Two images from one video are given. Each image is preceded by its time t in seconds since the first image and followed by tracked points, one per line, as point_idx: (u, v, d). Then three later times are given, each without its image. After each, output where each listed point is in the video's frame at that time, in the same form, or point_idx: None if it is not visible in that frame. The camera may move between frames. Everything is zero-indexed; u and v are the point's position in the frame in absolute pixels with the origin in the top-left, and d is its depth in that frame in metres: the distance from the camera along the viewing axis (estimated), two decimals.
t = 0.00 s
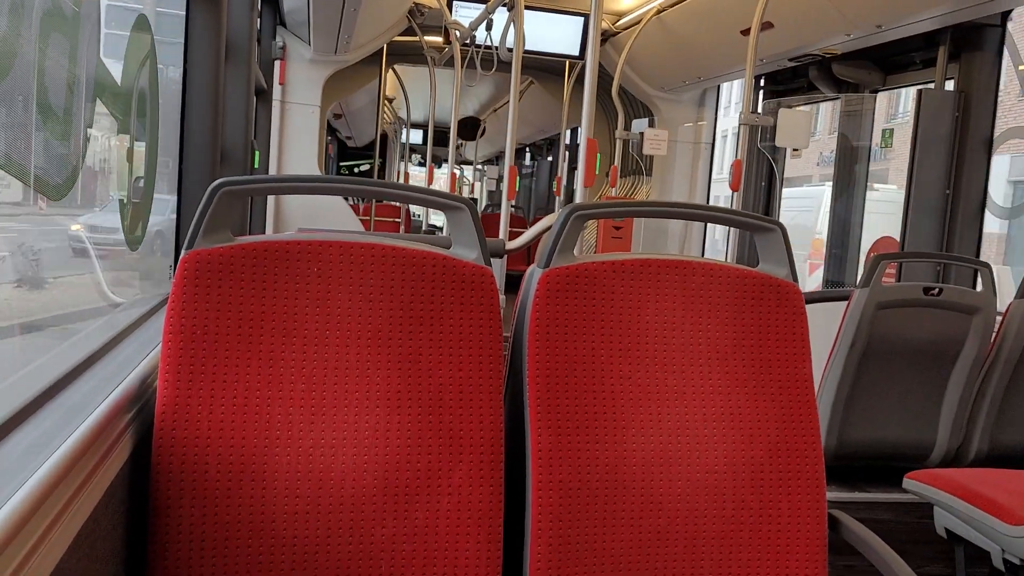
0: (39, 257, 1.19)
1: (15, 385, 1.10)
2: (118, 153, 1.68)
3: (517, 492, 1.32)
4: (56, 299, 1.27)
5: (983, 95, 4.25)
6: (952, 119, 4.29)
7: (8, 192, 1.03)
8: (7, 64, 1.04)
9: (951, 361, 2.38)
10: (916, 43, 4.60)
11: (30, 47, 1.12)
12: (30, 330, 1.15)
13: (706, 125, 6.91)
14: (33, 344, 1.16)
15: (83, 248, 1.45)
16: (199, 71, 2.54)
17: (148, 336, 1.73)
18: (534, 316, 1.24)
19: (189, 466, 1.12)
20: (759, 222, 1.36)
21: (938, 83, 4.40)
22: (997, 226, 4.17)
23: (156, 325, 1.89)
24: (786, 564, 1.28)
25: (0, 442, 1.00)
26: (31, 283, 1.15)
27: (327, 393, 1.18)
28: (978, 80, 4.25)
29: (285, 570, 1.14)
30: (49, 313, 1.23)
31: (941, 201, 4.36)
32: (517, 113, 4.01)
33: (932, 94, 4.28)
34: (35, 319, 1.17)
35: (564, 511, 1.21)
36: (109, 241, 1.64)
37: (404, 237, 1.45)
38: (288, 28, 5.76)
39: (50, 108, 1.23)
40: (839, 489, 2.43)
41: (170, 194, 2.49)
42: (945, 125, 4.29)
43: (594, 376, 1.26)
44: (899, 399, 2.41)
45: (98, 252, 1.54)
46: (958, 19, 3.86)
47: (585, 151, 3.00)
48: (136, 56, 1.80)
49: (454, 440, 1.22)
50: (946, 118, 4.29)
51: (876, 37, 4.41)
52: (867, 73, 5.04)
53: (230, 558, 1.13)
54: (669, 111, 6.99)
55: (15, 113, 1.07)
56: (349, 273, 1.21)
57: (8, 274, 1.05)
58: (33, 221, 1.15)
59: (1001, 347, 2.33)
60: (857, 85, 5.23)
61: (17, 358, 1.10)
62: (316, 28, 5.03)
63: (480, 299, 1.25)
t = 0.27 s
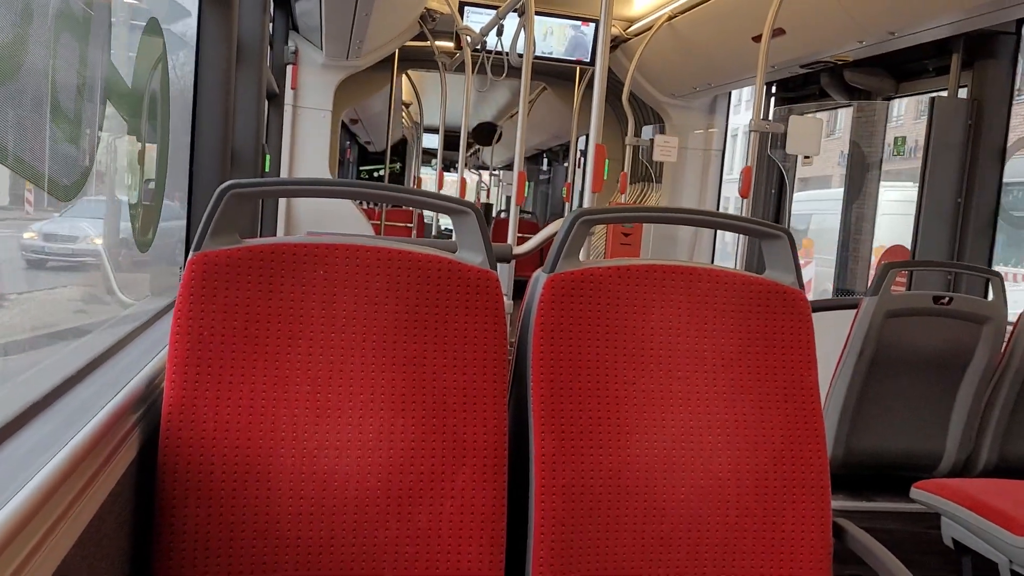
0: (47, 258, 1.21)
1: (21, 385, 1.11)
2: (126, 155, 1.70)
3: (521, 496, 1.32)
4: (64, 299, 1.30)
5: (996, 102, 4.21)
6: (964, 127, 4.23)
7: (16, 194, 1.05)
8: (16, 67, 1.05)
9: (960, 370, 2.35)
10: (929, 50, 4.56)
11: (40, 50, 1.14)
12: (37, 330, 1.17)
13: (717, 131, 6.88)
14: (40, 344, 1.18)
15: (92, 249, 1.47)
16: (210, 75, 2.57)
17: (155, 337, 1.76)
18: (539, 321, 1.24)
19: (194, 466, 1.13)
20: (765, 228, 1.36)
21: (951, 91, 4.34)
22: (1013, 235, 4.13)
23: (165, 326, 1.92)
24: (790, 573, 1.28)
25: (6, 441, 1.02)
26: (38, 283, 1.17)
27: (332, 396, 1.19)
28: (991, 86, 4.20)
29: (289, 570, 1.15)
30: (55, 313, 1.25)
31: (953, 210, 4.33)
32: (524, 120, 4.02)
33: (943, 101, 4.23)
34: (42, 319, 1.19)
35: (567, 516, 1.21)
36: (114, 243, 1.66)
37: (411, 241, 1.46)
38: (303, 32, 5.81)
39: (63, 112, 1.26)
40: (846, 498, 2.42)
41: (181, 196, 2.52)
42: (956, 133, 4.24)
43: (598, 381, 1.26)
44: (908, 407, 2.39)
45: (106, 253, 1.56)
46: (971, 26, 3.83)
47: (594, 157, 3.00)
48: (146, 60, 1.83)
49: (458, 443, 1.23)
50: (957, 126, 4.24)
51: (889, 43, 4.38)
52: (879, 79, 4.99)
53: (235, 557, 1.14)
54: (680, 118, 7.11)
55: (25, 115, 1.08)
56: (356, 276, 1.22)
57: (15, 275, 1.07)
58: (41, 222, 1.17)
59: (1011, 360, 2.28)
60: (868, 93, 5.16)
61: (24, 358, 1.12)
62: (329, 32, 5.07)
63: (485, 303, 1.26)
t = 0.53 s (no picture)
0: (69, 268, 1.22)
1: (46, 394, 1.12)
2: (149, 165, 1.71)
3: (542, 504, 1.31)
4: (87, 308, 1.30)
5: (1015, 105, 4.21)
6: (983, 130, 4.24)
7: (40, 204, 1.06)
8: (42, 79, 1.07)
9: (982, 373, 2.34)
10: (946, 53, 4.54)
11: (64, 62, 1.15)
12: (62, 340, 1.18)
13: (733, 135, 6.86)
14: (63, 353, 1.19)
15: (115, 259, 1.48)
16: (229, 84, 2.57)
17: (178, 346, 1.76)
18: (560, 328, 1.24)
19: (217, 475, 1.13)
20: (786, 234, 1.35)
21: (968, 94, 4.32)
22: None
23: (186, 335, 1.92)
24: None
25: (32, 450, 1.02)
26: (62, 293, 1.17)
27: (353, 403, 1.19)
28: (1010, 88, 4.20)
29: None
30: (79, 323, 1.26)
31: (973, 214, 4.32)
32: (542, 126, 4.01)
33: (962, 104, 4.24)
34: (66, 328, 1.20)
35: (590, 523, 1.20)
36: (137, 253, 1.67)
37: (431, 248, 1.46)
38: (318, 40, 5.83)
39: (85, 122, 1.27)
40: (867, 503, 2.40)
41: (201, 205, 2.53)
42: (976, 135, 4.24)
43: (620, 388, 1.25)
44: (930, 411, 2.38)
45: (128, 262, 1.57)
46: (990, 29, 3.81)
47: (611, 162, 3.00)
48: (165, 71, 1.83)
49: (480, 451, 1.22)
50: (977, 129, 4.24)
51: (906, 47, 4.36)
52: (896, 83, 5.00)
53: (258, 566, 1.14)
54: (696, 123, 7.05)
55: (49, 126, 1.09)
56: (376, 284, 1.22)
57: (39, 284, 1.08)
58: (63, 233, 1.18)
59: None
60: (885, 96, 5.16)
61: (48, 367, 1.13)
62: (345, 39, 5.09)
63: (506, 310, 1.26)
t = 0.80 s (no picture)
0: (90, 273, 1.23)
1: (67, 398, 1.13)
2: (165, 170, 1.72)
3: (561, 503, 1.32)
4: (107, 312, 1.32)
5: None
6: (1000, 124, 4.19)
7: (57, 209, 1.08)
8: (61, 86, 1.08)
9: (1004, 369, 2.31)
10: (963, 47, 4.50)
11: (83, 69, 1.17)
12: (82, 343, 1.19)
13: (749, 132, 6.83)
14: (84, 356, 1.20)
15: (133, 263, 1.49)
16: (246, 88, 2.59)
17: (199, 347, 1.78)
18: (577, 326, 1.24)
19: (238, 476, 1.14)
20: (803, 230, 1.35)
21: (985, 88, 4.29)
22: None
23: (207, 337, 1.94)
24: None
25: (56, 452, 1.04)
26: (83, 296, 1.19)
27: (372, 404, 1.20)
28: None
29: None
30: (99, 326, 1.27)
31: (991, 209, 4.27)
32: (558, 126, 4.01)
33: (979, 98, 4.18)
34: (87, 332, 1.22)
35: (609, 522, 1.20)
36: (156, 256, 1.68)
37: (447, 249, 1.47)
38: (333, 44, 5.86)
39: (104, 128, 1.28)
40: (888, 501, 2.38)
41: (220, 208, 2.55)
42: (992, 130, 4.20)
43: (638, 387, 1.25)
44: (950, 408, 2.35)
45: (147, 264, 1.59)
46: (1007, 22, 3.78)
47: (627, 162, 3.00)
48: (181, 76, 1.85)
49: (498, 450, 1.23)
50: (993, 124, 4.20)
51: (922, 42, 4.33)
52: (912, 78, 4.95)
53: (279, 567, 1.15)
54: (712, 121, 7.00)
55: (67, 132, 1.11)
56: (395, 285, 1.22)
57: (59, 288, 1.09)
58: (82, 237, 1.19)
59: None
60: (901, 92, 5.13)
61: (70, 370, 1.14)
62: (360, 43, 5.12)
63: (523, 310, 1.26)
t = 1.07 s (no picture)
0: (100, 276, 1.24)
1: (77, 401, 1.14)
2: (173, 173, 1.72)
3: (572, 502, 1.32)
4: (116, 314, 1.32)
5: None
6: (1009, 117, 4.23)
7: (66, 213, 1.08)
8: (69, 90, 1.08)
9: (1014, 365, 2.31)
10: (970, 42, 4.48)
11: (91, 72, 1.17)
12: (92, 346, 1.19)
13: (755, 129, 6.81)
14: (94, 359, 1.20)
15: (143, 265, 1.50)
16: (254, 89, 2.59)
17: (208, 349, 1.78)
18: (587, 325, 1.24)
19: (249, 477, 1.14)
20: (813, 227, 1.34)
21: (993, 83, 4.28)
22: None
23: (217, 338, 1.94)
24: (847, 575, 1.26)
25: (68, 455, 1.04)
26: (92, 299, 1.19)
27: (382, 404, 1.20)
28: None
29: None
30: (108, 329, 1.27)
31: (1000, 202, 4.34)
32: (566, 125, 4.00)
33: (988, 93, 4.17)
34: (97, 335, 1.22)
35: (621, 521, 1.20)
36: (166, 259, 1.68)
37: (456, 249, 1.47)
38: (338, 44, 5.86)
39: (112, 132, 1.29)
40: (899, 497, 2.37)
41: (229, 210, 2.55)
42: (1000, 124, 4.24)
43: (648, 385, 1.25)
44: (961, 404, 2.35)
45: (156, 265, 1.59)
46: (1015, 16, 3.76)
47: (634, 159, 3.00)
48: (189, 78, 1.85)
49: (509, 449, 1.23)
50: (1001, 118, 4.23)
51: (930, 36, 4.31)
52: (920, 73, 4.92)
53: (291, 567, 1.15)
54: (718, 117, 7.08)
55: (75, 135, 1.11)
56: (404, 285, 1.22)
57: (70, 292, 1.09)
58: (90, 240, 1.19)
59: None
60: (909, 87, 5.12)
61: (80, 373, 1.14)
62: (366, 43, 5.12)
63: (532, 309, 1.26)
